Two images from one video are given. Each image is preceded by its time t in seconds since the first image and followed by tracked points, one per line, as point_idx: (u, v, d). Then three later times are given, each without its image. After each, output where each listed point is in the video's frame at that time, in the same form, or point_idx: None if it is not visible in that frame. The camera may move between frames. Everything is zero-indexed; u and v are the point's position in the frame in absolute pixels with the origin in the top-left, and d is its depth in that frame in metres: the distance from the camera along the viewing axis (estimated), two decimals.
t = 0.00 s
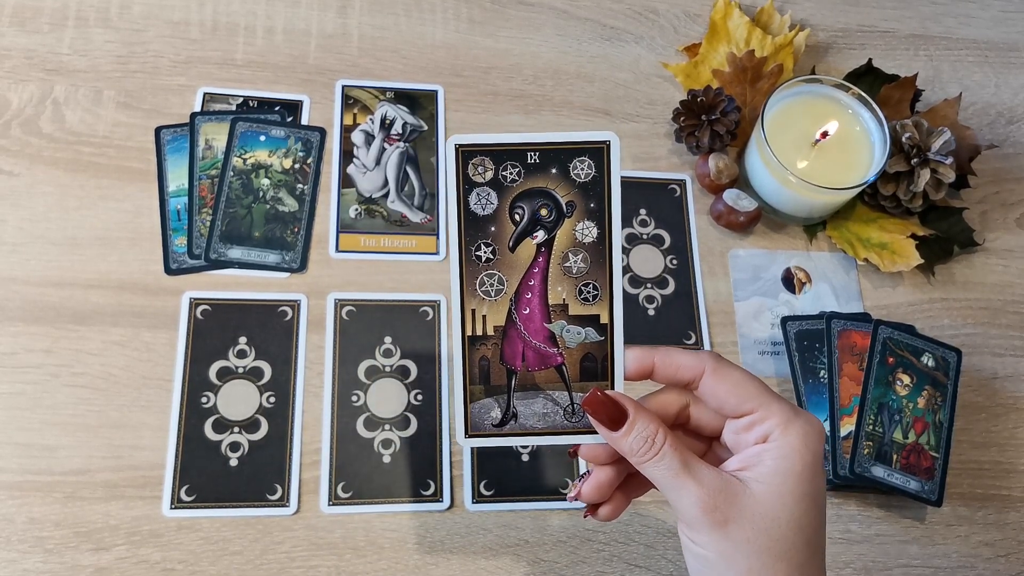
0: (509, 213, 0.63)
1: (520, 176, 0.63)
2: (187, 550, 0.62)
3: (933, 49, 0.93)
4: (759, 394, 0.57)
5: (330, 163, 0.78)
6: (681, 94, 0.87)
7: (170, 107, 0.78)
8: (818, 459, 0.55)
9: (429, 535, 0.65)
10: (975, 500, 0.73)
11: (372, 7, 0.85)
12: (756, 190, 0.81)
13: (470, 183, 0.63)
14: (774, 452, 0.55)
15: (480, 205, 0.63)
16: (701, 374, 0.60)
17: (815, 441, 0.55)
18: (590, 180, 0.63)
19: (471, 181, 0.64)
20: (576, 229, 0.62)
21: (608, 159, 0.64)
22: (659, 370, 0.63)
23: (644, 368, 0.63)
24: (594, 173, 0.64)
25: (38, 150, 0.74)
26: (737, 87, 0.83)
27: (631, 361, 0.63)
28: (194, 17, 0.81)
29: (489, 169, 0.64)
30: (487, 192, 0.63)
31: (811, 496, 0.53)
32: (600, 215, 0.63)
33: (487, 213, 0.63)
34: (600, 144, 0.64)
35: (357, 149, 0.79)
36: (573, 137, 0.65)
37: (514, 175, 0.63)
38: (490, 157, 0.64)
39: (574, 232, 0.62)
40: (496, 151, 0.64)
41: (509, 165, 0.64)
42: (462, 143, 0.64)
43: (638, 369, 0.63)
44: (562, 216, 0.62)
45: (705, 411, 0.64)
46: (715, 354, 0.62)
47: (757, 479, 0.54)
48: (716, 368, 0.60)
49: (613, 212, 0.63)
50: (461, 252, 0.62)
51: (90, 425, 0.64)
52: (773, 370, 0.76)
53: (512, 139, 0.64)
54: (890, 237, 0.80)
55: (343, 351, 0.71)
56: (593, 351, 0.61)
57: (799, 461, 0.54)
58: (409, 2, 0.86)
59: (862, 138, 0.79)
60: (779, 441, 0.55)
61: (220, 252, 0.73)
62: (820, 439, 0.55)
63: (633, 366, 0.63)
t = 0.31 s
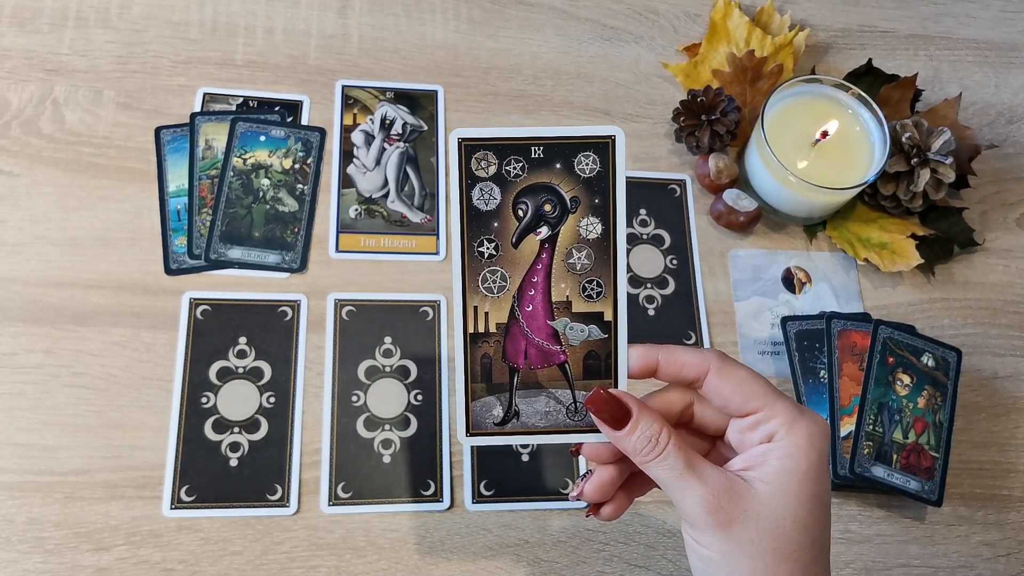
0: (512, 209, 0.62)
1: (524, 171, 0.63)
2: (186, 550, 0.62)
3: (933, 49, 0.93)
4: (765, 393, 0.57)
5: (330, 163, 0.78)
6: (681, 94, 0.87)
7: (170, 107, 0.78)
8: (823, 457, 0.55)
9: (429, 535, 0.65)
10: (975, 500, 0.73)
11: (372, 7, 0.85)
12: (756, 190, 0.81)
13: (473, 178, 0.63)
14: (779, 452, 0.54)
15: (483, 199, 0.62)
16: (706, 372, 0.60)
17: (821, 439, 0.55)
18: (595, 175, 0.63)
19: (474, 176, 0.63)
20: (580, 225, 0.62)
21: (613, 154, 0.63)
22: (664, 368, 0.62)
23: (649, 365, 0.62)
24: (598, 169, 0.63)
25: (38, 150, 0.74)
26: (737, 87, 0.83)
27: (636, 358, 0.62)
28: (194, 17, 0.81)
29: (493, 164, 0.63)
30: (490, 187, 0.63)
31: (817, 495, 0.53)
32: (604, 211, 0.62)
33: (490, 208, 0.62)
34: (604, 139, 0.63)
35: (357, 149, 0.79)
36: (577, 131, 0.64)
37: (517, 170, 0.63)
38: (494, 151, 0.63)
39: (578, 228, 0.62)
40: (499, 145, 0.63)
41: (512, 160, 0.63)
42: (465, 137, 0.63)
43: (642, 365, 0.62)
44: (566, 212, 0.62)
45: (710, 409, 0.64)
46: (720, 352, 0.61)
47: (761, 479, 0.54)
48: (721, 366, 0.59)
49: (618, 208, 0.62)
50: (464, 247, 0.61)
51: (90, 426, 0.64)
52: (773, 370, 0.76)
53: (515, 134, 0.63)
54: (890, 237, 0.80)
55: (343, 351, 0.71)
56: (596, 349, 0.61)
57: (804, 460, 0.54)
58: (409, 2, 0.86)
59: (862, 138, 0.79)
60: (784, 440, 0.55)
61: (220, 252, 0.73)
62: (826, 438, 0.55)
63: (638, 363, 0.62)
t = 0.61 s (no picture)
0: (496, 221, 0.62)
1: (507, 183, 0.62)
2: (186, 550, 0.62)
3: (933, 49, 0.93)
4: (751, 404, 0.57)
5: (329, 163, 0.78)
6: (681, 94, 0.87)
7: (170, 107, 0.78)
8: (810, 468, 0.54)
9: (429, 535, 0.65)
10: (975, 500, 0.73)
11: (372, 7, 0.85)
12: (756, 190, 0.81)
13: (457, 191, 0.62)
14: (766, 462, 0.54)
15: (467, 212, 0.62)
16: (692, 383, 0.60)
17: (809, 449, 0.55)
18: (578, 186, 0.63)
19: (458, 189, 0.62)
20: (564, 237, 0.62)
21: (596, 165, 0.63)
22: (650, 377, 0.63)
23: (635, 376, 0.63)
24: (582, 180, 0.63)
25: (38, 150, 0.74)
26: (737, 87, 0.83)
27: (623, 369, 0.63)
28: (194, 17, 0.81)
29: (476, 176, 0.63)
30: (474, 200, 0.62)
31: (804, 505, 0.53)
32: (588, 222, 0.62)
33: (474, 221, 0.61)
34: (588, 150, 0.63)
35: (357, 149, 0.79)
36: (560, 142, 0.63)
37: (501, 182, 0.62)
38: (476, 164, 0.63)
39: (562, 240, 0.62)
40: (483, 158, 0.63)
41: (495, 172, 0.63)
42: (449, 150, 0.63)
43: (629, 376, 0.63)
44: (550, 223, 0.62)
45: (698, 419, 0.64)
46: (706, 362, 0.62)
47: (748, 490, 0.53)
48: (707, 376, 0.60)
49: (602, 219, 0.62)
50: (449, 260, 0.61)
51: (90, 426, 0.64)
52: (773, 370, 0.76)
53: (498, 146, 0.63)
54: (890, 237, 0.80)
55: (343, 351, 0.71)
56: (583, 361, 0.61)
57: (791, 470, 0.54)
58: (410, 2, 0.86)
59: (862, 138, 0.79)
60: (771, 450, 0.55)
61: (220, 252, 0.73)
62: (813, 449, 0.55)
63: (625, 374, 0.63)
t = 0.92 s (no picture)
0: (480, 234, 0.64)
1: (490, 198, 0.64)
2: (186, 550, 0.62)
3: (932, 49, 0.93)
4: (726, 404, 0.57)
5: (329, 163, 0.78)
6: (681, 94, 0.87)
7: (170, 107, 0.78)
8: (785, 466, 0.54)
9: (429, 535, 0.65)
10: (975, 500, 0.73)
11: (372, 7, 0.85)
12: (756, 190, 0.81)
13: (442, 206, 0.64)
14: (740, 461, 0.54)
15: (453, 226, 0.64)
16: (670, 385, 0.60)
17: (783, 448, 0.55)
18: (558, 200, 0.65)
19: (444, 204, 0.64)
20: (545, 248, 0.64)
21: (575, 179, 0.65)
22: (630, 381, 0.63)
23: (616, 380, 0.63)
24: (561, 193, 0.65)
25: (38, 150, 0.74)
26: (737, 87, 0.83)
27: (603, 374, 0.63)
28: (194, 17, 0.81)
29: (461, 192, 0.65)
30: (459, 214, 0.64)
31: (779, 503, 0.53)
32: (568, 232, 0.64)
33: (460, 233, 0.64)
34: (567, 164, 0.65)
35: (357, 149, 0.79)
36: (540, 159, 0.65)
37: (484, 198, 0.64)
38: (460, 180, 0.65)
39: (543, 252, 0.63)
40: (467, 174, 0.65)
41: (479, 187, 0.65)
42: (434, 166, 0.65)
43: (610, 381, 0.63)
44: (531, 235, 0.64)
45: (677, 422, 0.64)
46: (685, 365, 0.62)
47: (724, 488, 0.54)
48: (684, 379, 0.60)
49: (581, 230, 0.64)
50: (435, 271, 0.63)
51: (90, 426, 0.64)
52: (773, 370, 0.76)
53: (480, 162, 0.65)
54: (890, 237, 0.80)
55: (343, 352, 0.71)
56: (566, 365, 0.62)
57: (765, 468, 0.54)
58: (410, 2, 0.86)
59: (862, 138, 0.79)
60: (745, 449, 0.55)
61: (220, 252, 0.73)
62: (787, 448, 0.55)
63: (605, 378, 0.63)
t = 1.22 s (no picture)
0: (474, 238, 0.64)
1: (484, 204, 0.65)
2: (186, 550, 0.62)
3: (933, 49, 0.93)
4: (717, 401, 0.57)
5: (329, 163, 0.78)
6: (681, 94, 0.87)
7: (170, 107, 0.78)
8: (775, 462, 0.54)
9: (429, 535, 0.65)
10: (975, 499, 0.73)
11: (372, 7, 0.85)
12: (756, 190, 0.81)
13: (437, 212, 0.65)
14: (730, 457, 0.54)
15: (448, 231, 0.64)
16: (661, 385, 0.60)
17: (773, 445, 0.55)
18: (549, 204, 0.65)
19: (439, 211, 0.65)
20: (538, 251, 0.64)
21: (566, 184, 0.66)
22: (623, 381, 0.62)
23: (608, 381, 0.63)
24: (553, 199, 0.65)
25: (38, 150, 0.74)
26: (737, 87, 0.82)
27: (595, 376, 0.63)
28: (194, 17, 0.81)
29: (455, 198, 0.65)
30: (454, 219, 0.65)
31: (769, 499, 0.53)
32: (560, 236, 0.65)
33: (455, 237, 0.64)
34: (557, 170, 0.65)
35: (357, 149, 0.79)
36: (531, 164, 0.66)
37: (478, 203, 0.65)
38: (455, 186, 0.65)
39: (536, 255, 0.64)
40: (460, 180, 0.65)
41: (472, 193, 0.65)
42: (428, 174, 0.66)
43: (602, 382, 0.63)
44: (524, 239, 0.64)
45: (670, 421, 0.64)
46: (676, 364, 0.62)
47: (715, 483, 0.54)
48: (675, 378, 0.59)
49: (573, 234, 0.64)
50: (430, 276, 0.64)
51: (89, 426, 0.64)
52: (773, 370, 0.76)
53: (473, 168, 0.65)
54: (890, 237, 0.80)
55: (343, 352, 0.71)
56: (559, 365, 0.63)
57: (756, 465, 0.54)
58: (410, 2, 0.86)
59: (862, 138, 0.79)
60: (735, 446, 0.55)
61: (220, 252, 0.73)
62: (777, 444, 0.55)
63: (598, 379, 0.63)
